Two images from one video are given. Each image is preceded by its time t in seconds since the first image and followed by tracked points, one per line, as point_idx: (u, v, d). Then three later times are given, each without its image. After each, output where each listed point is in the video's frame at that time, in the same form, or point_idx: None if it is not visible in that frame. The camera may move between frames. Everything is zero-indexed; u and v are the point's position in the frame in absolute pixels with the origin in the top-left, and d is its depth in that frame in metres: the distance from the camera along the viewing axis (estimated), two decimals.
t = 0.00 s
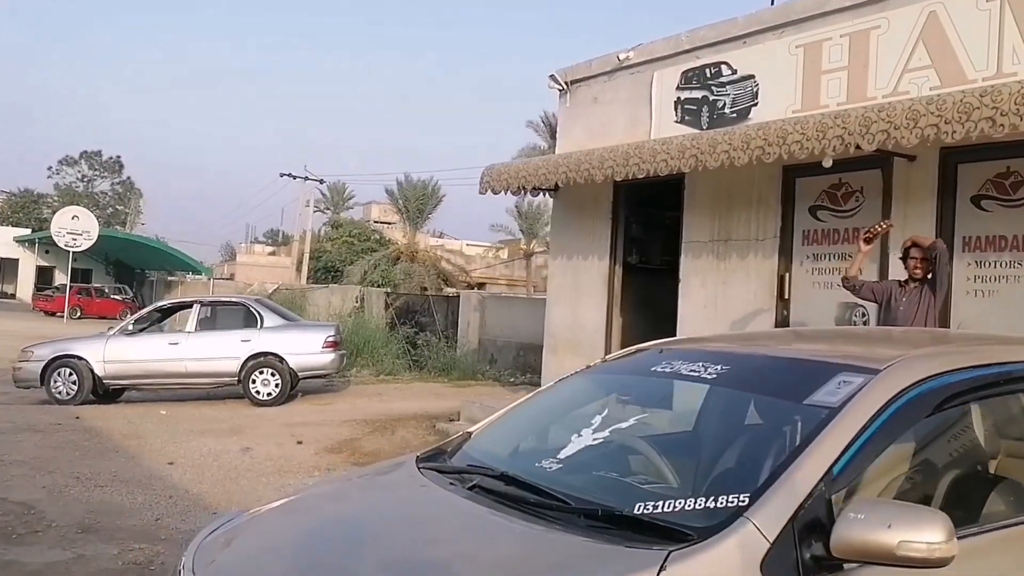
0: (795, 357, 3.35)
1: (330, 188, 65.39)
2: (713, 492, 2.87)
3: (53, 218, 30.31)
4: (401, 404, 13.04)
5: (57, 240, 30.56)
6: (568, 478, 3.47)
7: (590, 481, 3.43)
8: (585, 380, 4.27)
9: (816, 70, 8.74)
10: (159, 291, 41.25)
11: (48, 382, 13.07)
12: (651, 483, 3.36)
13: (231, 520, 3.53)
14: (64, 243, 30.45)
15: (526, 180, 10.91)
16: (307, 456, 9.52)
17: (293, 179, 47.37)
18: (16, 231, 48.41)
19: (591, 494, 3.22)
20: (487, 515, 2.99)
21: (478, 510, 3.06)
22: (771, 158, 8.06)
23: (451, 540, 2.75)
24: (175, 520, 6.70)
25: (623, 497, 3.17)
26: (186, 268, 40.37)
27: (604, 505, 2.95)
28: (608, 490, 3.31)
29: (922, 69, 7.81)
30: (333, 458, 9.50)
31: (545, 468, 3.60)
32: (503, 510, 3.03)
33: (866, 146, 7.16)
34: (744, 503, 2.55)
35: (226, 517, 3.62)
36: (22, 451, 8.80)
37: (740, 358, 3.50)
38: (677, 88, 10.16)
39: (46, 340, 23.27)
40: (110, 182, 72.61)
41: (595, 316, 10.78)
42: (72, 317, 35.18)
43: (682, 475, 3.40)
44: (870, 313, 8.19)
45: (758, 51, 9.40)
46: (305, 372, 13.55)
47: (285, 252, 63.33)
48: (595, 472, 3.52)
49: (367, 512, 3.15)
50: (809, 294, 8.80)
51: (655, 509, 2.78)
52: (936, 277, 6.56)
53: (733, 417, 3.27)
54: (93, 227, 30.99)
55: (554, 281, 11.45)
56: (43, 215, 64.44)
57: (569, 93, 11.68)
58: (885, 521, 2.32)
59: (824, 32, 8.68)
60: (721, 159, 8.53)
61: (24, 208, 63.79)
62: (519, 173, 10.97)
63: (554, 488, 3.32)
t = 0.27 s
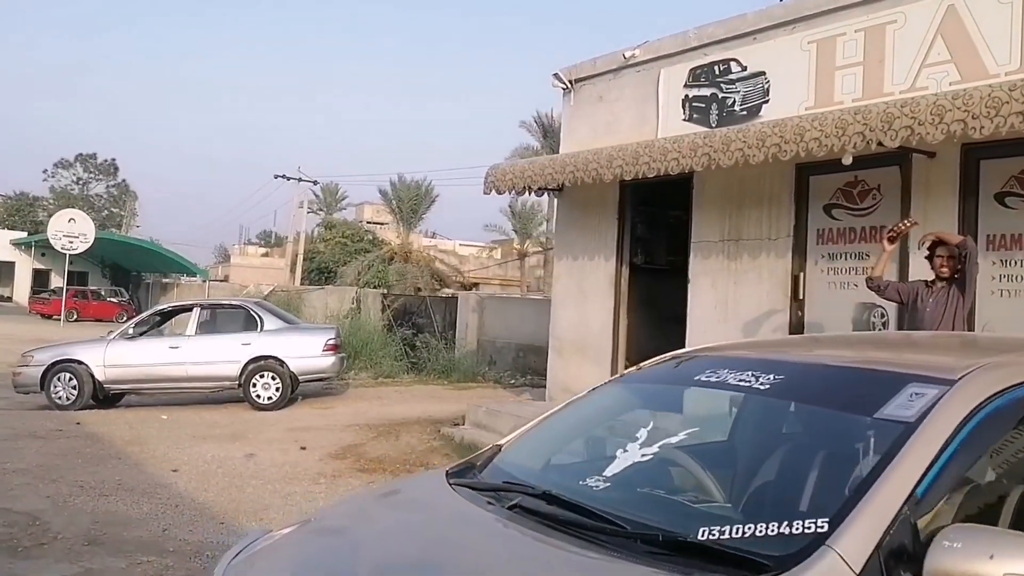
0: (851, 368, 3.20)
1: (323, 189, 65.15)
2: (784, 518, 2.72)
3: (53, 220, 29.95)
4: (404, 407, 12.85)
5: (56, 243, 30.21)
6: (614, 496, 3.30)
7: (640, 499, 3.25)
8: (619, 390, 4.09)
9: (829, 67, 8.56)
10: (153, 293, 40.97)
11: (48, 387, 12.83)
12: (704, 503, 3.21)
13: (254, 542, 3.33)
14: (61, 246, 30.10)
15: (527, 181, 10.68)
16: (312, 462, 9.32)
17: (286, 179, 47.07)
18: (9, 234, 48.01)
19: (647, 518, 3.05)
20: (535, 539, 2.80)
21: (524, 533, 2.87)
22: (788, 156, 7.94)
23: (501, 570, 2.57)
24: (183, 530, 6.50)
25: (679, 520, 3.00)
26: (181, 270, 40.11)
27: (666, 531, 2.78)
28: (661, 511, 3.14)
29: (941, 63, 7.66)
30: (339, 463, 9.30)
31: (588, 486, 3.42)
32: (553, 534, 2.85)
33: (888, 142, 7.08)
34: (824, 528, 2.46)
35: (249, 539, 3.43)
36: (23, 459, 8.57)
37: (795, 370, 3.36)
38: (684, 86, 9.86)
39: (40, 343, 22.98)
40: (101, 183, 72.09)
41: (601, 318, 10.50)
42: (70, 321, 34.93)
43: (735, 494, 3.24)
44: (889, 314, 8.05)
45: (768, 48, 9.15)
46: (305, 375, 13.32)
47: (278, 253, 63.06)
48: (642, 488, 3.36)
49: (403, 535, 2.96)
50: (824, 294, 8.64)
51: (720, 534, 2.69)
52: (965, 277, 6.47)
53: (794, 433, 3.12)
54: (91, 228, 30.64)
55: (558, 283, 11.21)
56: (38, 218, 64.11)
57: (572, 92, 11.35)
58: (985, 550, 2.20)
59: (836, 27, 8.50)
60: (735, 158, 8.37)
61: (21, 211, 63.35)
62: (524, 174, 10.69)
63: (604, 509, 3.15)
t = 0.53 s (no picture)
0: (937, 376, 2.97)
1: (339, 196, 65.21)
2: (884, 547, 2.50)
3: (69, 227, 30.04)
4: (429, 415, 12.65)
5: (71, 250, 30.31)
6: (683, 517, 3.08)
7: (713, 521, 3.03)
8: (677, 404, 3.87)
9: (867, 67, 8.22)
10: (171, 300, 40.99)
11: (68, 396, 12.71)
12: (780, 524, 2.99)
13: (296, 567, 3.13)
14: (78, 254, 30.16)
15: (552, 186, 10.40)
16: (338, 473, 9.13)
17: (303, 186, 47.08)
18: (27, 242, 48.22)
19: (724, 542, 2.83)
20: (606, 568, 2.59)
21: (592, 561, 2.66)
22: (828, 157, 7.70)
23: None
24: (210, 546, 6.32)
25: (760, 546, 2.78)
26: (199, 277, 40.10)
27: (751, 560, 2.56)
28: (737, 534, 2.92)
29: (987, 61, 7.34)
30: (366, 474, 9.11)
31: (654, 507, 3.21)
32: (624, 561, 2.64)
33: (935, 143, 6.81)
34: (934, 556, 2.33)
35: (290, 564, 3.24)
36: (45, 471, 8.42)
37: (872, 380, 3.13)
38: (714, 87, 9.51)
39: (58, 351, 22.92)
40: (117, 191, 72.39)
41: (631, 323, 10.28)
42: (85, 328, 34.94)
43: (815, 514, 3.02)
44: (933, 320, 7.78)
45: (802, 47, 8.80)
46: (328, 383, 13.15)
47: (295, 260, 63.14)
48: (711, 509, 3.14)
49: (458, 561, 2.75)
50: (864, 299, 8.37)
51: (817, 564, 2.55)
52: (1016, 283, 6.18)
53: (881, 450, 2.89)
54: (108, 236, 30.74)
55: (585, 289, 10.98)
56: (54, 226, 64.44)
57: (598, 96, 11.06)
58: None
59: (874, 26, 8.16)
60: (772, 160, 8.13)
61: (38, 219, 63.76)
62: (552, 178, 10.38)
63: (676, 532, 2.93)
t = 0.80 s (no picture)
0: None
1: (378, 204, 65.47)
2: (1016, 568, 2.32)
3: (110, 235, 30.44)
4: (475, 425, 12.48)
5: (111, 259, 30.61)
6: (779, 536, 2.88)
7: (813, 540, 2.83)
8: (760, 413, 3.67)
9: (927, 67, 7.77)
10: (212, 309, 41.34)
11: (110, 406, 12.67)
12: (885, 543, 2.78)
13: None
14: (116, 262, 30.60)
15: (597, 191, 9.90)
16: (386, 484, 8.97)
17: (343, 195, 47.31)
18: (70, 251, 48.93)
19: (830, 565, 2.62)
20: None
21: None
22: (892, 158, 7.37)
23: None
24: (259, 561, 6.17)
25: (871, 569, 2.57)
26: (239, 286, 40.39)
27: None
28: (843, 555, 2.71)
29: None
30: (414, 485, 8.95)
31: (745, 524, 3.01)
32: None
33: (1005, 142, 6.52)
34: None
35: None
36: (88, 481, 8.35)
37: (982, 386, 2.89)
38: (769, 90, 9.14)
39: (101, 360, 23.12)
40: (157, 201, 73.39)
41: (683, 331, 10.04)
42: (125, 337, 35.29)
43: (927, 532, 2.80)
44: (1000, 327, 7.44)
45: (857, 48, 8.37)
46: (374, 392, 13.06)
47: (335, 269, 63.51)
48: (808, 525, 2.93)
49: None
50: (929, 305, 8.01)
51: None
52: None
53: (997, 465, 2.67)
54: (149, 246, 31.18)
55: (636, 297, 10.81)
56: (95, 235, 65.40)
57: (649, 99, 10.76)
58: None
59: (934, 25, 7.71)
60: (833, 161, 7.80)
61: (77, 229, 64.85)
62: (600, 182, 9.85)
63: (776, 552, 2.73)
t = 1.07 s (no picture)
0: None
1: (425, 211, 65.74)
2: None
3: (160, 241, 30.97)
4: (529, 433, 12.26)
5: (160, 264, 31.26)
6: (894, 559, 2.64)
7: (933, 564, 2.58)
8: (857, 424, 3.42)
9: (1004, 63, 7.27)
10: (262, 316, 41.73)
11: (160, 415, 12.64)
12: (1015, 568, 2.52)
13: None
14: (165, 270, 31.11)
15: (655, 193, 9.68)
16: (441, 494, 8.78)
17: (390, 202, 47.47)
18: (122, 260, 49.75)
19: None
20: None
21: None
22: (971, 157, 6.84)
23: None
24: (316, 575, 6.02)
25: None
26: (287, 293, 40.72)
27: None
28: None
29: None
30: (470, 495, 8.74)
31: (855, 547, 2.77)
32: None
33: None
34: None
35: None
36: (141, 491, 8.29)
37: None
38: (834, 90, 8.72)
39: (152, 368, 23.35)
40: (206, 210, 74.45)
41: (747, 337, 9.74)
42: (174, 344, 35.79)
43: None
44: None
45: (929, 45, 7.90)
46: (427, 400, 12.93)
47: (382, 276, 63.83)
48: (925, 548, 2.68)
49: None
50: (1008, 311, 7.24)
51: None
52: None
53: None
54: (196, 254, 31.55)
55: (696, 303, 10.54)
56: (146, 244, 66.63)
57: (709, 100, 10.40)
58: None
59: (1011, 20, 7.23)
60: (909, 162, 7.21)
61: (124, 237, 66.01)
62: (659, 184, 9.63)
63: None
